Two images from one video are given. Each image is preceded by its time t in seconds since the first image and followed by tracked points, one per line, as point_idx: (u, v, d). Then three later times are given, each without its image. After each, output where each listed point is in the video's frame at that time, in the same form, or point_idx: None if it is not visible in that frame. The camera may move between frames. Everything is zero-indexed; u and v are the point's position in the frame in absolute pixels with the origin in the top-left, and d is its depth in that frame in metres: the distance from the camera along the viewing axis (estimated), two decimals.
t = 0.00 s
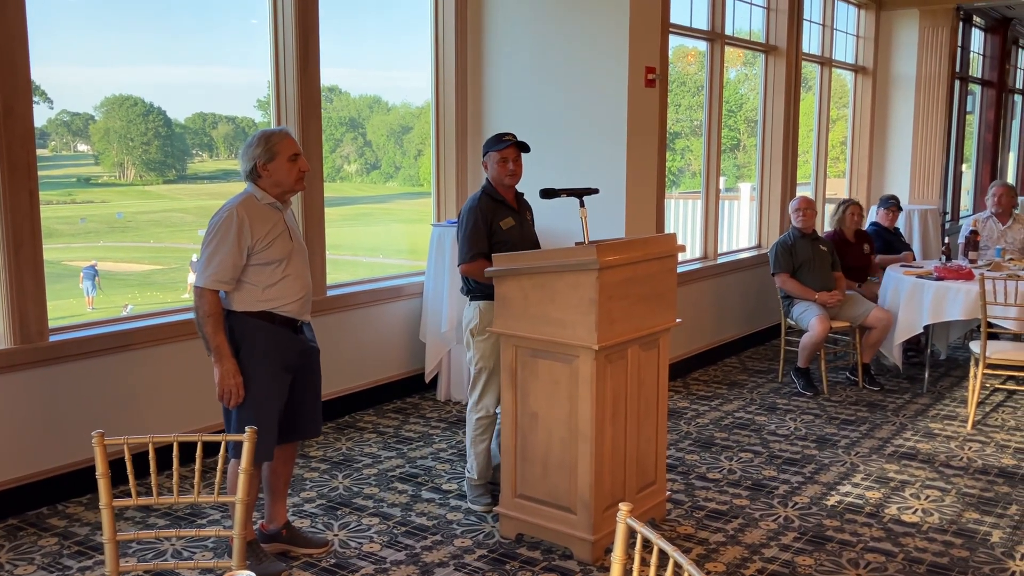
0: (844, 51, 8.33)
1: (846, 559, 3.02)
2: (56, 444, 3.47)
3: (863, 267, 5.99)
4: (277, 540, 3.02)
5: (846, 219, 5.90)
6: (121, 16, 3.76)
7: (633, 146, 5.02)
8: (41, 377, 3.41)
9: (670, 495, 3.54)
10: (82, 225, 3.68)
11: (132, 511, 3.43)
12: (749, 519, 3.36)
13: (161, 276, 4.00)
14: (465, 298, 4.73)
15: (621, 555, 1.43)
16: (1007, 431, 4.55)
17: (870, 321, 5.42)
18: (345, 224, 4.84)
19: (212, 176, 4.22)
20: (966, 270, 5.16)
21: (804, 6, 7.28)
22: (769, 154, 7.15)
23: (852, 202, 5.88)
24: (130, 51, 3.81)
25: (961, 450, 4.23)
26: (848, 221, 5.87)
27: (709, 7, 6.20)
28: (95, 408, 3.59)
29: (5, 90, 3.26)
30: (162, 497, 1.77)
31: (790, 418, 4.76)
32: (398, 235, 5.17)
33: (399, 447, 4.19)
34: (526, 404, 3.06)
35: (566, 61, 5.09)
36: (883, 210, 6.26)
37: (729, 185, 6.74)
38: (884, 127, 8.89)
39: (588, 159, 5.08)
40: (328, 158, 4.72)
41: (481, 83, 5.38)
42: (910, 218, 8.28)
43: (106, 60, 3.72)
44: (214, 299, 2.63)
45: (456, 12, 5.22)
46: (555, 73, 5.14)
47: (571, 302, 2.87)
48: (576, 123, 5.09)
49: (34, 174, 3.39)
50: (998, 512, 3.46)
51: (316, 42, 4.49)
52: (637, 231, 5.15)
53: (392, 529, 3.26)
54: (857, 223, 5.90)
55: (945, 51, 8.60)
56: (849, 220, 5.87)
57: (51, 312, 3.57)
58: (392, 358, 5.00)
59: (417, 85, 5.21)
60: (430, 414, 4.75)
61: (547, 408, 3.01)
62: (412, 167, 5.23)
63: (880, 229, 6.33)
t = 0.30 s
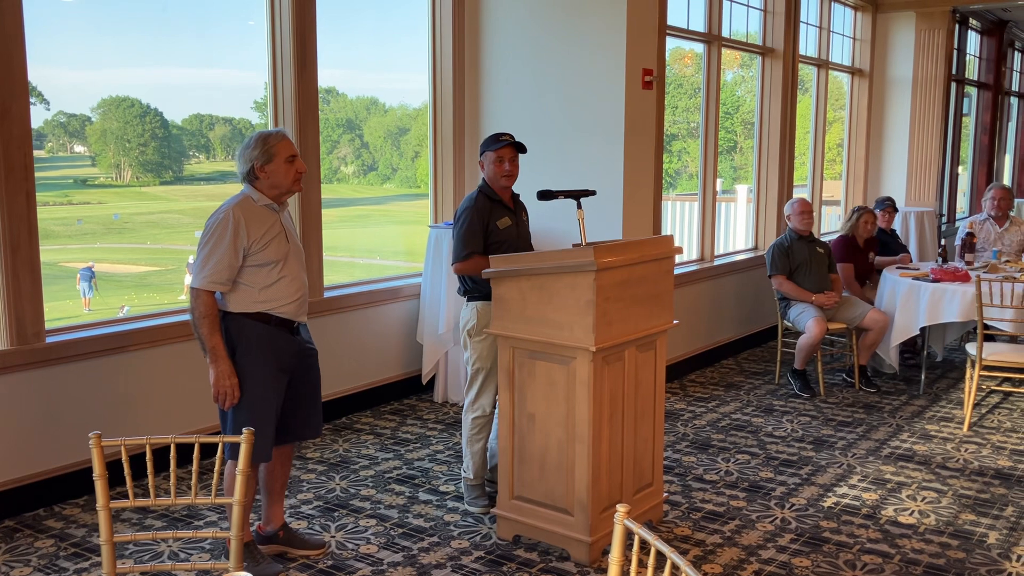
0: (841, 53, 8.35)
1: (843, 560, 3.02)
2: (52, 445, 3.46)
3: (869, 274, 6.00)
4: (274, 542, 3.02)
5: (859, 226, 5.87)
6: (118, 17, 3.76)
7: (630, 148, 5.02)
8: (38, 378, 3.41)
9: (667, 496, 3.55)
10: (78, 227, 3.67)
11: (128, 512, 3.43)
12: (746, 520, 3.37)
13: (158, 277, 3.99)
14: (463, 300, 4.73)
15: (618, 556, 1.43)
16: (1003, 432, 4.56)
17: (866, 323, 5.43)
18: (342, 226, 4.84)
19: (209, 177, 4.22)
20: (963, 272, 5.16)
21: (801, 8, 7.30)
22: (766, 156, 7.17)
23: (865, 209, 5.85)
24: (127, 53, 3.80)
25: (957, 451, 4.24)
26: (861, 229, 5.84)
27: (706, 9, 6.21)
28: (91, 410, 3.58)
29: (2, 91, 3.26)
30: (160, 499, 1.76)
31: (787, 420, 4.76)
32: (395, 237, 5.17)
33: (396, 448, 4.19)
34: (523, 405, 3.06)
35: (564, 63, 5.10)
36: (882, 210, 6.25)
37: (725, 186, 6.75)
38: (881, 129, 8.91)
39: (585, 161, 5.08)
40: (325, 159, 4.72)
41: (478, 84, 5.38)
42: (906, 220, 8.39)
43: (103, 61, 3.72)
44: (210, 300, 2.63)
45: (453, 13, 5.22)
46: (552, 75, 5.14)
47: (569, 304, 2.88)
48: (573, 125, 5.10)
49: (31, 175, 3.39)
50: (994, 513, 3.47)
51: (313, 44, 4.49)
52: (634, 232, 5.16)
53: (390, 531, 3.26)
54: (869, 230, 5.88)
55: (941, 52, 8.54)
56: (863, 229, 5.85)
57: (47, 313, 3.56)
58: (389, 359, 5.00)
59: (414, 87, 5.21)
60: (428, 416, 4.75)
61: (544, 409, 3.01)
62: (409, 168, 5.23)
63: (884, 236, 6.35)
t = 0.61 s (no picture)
0: (837, 56, 8.37)
1: (840, 562, 3.03)
2: (49, 447, 3.45)
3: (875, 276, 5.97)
4: (271, 544, 3.01)
5: (875, 227, 5.79)
6: (115, 18, 3.76)
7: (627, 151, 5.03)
8: (35, 380, 3.40)
9: (664, 498, 3.55)
10: (75, 228, 3.67)
11: (125, 514, 3.42)
12: (743, 523, 3.37)
13: (154, 279, 3.99)
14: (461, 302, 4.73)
15: (616, 558, 1.43)
16: (999, 434, 4.57)
17: (863, 325, 5.44)
18: (339, 228, 4.84)
19: (206, 179, 4.22)
20: (960, 275, 5.19)
21: (798, 11, 7.32)
22: (763, 158, 7.18)
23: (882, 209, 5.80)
24: (125, 55, 3.80)
25: (953, 453, 4.25)
26: (878, 231, 5.77)
27: (703, 12, 6.22)
28: (87, 412, 3.58)
29: None
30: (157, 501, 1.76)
31: (783, 422, 4.77)
32: (392, 239, 5.18)
33: (394, 450, 4.19)
34: (520, 407, 3.07)
35: (561, 66, 5.10)
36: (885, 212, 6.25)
37: (722, 189, 6.76)
38: (878, 131, 8.93)
39: (582, 164, 5.09)
40: (322, 161, 4.72)
41: (475, 87, 5.39)
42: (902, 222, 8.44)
43: (100, 63, 3.71)
44: (207, 301, 2.63)
45: (451, 16, 5.23)
46: (550, 77, 5.15)
47: (566, 306, 2.88)
48: (570, 128, 5.11)
49: (28, 177, 3.38)
50: (991, 515, 3.47)
51: (310, 45, 4.49)
52: (631, 234, 5.16)
53: (387, 533, 3.26)
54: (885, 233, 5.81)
55: (937, 56, 8.59)
56: (880, 230, 5.77)
57: (44, 315, 3.56)
58: (386, 361, 5.00)
59: (412, 89, 5.22)
60: (425, 418, 4.75)
61: (541, 411, 3.01)
62: (406, 170, 5.23)
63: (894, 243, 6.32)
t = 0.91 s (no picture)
0: (835, 59, 8.39)
1: (838, 565, 3.03)
2: (46, 449, 3.45)
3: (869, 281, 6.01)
4: (269, 547, 3.01)
5: (872, 233, 5.88)
6: (114, 21, 3.76)
7: (625, 153, 5.03)
8: (32, 382, 3.40)
9: (662, 501, 3.55)
10: (73, 230, 3.67)
11: (123, 517, 3.42)
12: (741, 525, 3.37)
13: (152, 281, 3.98)
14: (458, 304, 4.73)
15: (615, 560, 1.43)
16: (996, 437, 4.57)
17: (861, 328, 5.44)
18: (337, 230, 4.84)
19: (203, 181, 4.22)
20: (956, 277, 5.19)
21: (795, 14, 7.34)
22: (760, 160, 7.18)
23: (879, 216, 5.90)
24: (122, 57, 3.80)
25: (951, 456, 4.25)
26: (874, 236, 5.87)
27: (701, 15, 6.23)
28: (84, 414, 3.57)
29: None
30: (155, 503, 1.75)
31: (781, 425, 4.77)
32: (390, 241, 5.17)
33: (392, 453, 4.18)
34: (519, 410, 3.07)
35: (559, 69, 5.11)
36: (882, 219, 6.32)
37: (720, 191, 6.77)
38: (875, 134, 8.95)
39: (580, 166, 5.09)
40: (320, 163, 4.72)
41: (473, 90, 5.39)
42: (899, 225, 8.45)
43: (98, 65, 3.71)
44: (204, 303, 2.63)
45: (449, 18, 5.24)
46: (548, 80, 5.15)
47: (565, 309, 2.88)
48: (568, 130, 5.11)
49: (26, 179, 3.38)
50: (988, 518, 3.48)
51: (308, 48, 4.49)
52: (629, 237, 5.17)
53: (385, 536, 3.25)
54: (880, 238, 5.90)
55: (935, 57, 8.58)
56: (876, 235, 5.86)
57: (41, 317, 3.55)
58: (384, 363, 5.00)
59: (409, 91, 5.22)
60: (423, 421, 4.74)
61: (539, 414, 3.01)
62: (404, 173, 5.24)
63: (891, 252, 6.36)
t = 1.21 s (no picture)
0: (832, 62, 8.40)
1: (835, 568, 3.03)
2: (42, 452, 3.44)
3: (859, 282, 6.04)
4: (266, 550, 3.01)
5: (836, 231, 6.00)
6: (111, 23, 3.76)
7: (622, 157, 5.03)
8: (28, 386, 3.39)
9: (660, 504, 3.55)
10: (70, 233, 3.66)
11: (120, 521, 3.41)
12: (739, 528, 3.37)
13: (149, 284, 3.98)
14: (456, 306, 4.73)
15: (612, 563, 1.43)
16: (994, 440, 4.58)
17: (858, 330, 5.45)
18: (335, 232, 4.84)
19: (201, 184, 4.22)
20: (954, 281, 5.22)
21: (793, 17, 7.35)
22: (758, 163, 7.19)
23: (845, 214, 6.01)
24: (120, 59, 3.80)
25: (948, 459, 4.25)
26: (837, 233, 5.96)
27: (698, 18, 6.24)
28: (81, 417, 3.57)
29: None
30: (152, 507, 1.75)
31: (779, 428, 4.77)
32: (388, 243, 5.17)
33: (389, 456, 4.18)
34: (516, 413, 3.07)
35: (556, 72, 5.11)
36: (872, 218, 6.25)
37: (718, 194, 6.77)
38: (872, 137, 8.96)
39: (578, 169, 5.10)
40: (318, 166, 4.71)
41: (471, 92, 5.39)
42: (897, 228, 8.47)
43: (96, 67, 3.71)
44: (201, 307, 2.62)
45: (446, 21, 5.24)
46: (545, 83, 5.16)
47: (562, 312, 2.88)
48: (566, 134, 5.11)
49: (23, 182, 3.38)
50: (986, 521, 3.48)
51: (306, 50, 4.49)
52: (627, 239, 5.17)
53: (382, 539, 3.25)
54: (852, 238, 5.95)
55: (932, 61, 8.61)
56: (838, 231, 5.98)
57: (39, 320, 3.55)
58: (383, 366, 5.00)
59: (407, 94, 5.22)
60: (420, 424, 4.74)
61: (537, 417, 3.01)
62: (402, 175, 5.24)
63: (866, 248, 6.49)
